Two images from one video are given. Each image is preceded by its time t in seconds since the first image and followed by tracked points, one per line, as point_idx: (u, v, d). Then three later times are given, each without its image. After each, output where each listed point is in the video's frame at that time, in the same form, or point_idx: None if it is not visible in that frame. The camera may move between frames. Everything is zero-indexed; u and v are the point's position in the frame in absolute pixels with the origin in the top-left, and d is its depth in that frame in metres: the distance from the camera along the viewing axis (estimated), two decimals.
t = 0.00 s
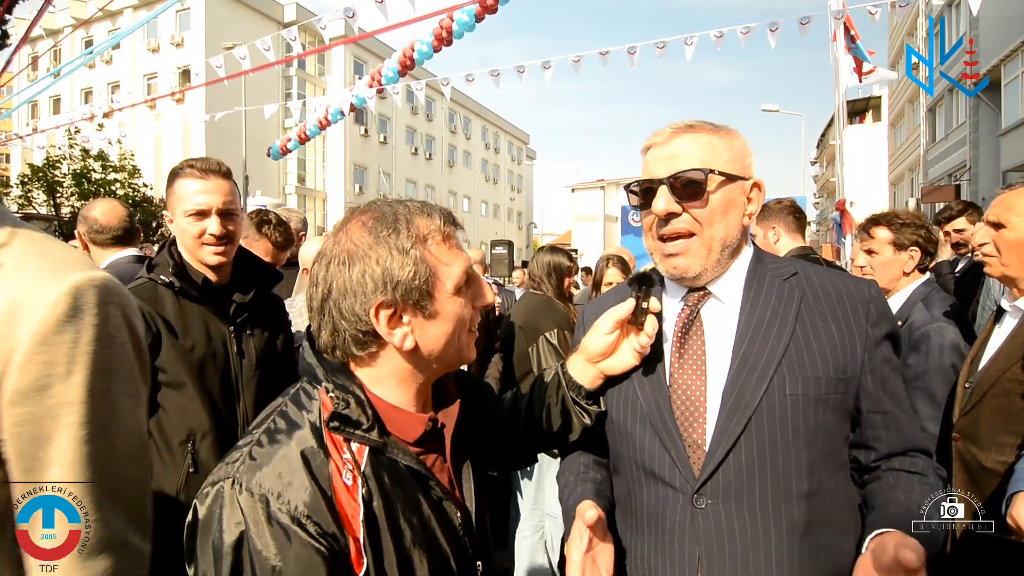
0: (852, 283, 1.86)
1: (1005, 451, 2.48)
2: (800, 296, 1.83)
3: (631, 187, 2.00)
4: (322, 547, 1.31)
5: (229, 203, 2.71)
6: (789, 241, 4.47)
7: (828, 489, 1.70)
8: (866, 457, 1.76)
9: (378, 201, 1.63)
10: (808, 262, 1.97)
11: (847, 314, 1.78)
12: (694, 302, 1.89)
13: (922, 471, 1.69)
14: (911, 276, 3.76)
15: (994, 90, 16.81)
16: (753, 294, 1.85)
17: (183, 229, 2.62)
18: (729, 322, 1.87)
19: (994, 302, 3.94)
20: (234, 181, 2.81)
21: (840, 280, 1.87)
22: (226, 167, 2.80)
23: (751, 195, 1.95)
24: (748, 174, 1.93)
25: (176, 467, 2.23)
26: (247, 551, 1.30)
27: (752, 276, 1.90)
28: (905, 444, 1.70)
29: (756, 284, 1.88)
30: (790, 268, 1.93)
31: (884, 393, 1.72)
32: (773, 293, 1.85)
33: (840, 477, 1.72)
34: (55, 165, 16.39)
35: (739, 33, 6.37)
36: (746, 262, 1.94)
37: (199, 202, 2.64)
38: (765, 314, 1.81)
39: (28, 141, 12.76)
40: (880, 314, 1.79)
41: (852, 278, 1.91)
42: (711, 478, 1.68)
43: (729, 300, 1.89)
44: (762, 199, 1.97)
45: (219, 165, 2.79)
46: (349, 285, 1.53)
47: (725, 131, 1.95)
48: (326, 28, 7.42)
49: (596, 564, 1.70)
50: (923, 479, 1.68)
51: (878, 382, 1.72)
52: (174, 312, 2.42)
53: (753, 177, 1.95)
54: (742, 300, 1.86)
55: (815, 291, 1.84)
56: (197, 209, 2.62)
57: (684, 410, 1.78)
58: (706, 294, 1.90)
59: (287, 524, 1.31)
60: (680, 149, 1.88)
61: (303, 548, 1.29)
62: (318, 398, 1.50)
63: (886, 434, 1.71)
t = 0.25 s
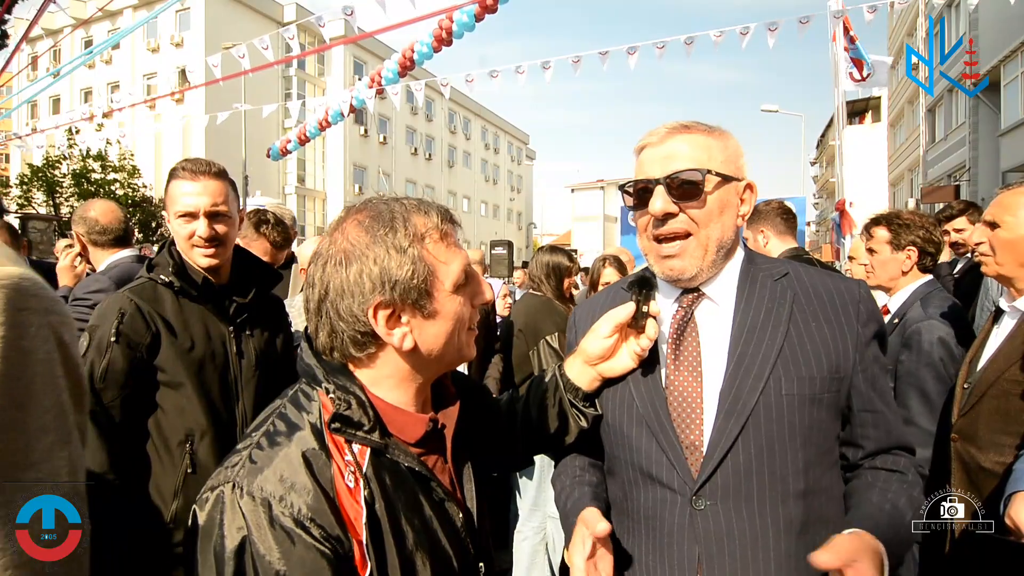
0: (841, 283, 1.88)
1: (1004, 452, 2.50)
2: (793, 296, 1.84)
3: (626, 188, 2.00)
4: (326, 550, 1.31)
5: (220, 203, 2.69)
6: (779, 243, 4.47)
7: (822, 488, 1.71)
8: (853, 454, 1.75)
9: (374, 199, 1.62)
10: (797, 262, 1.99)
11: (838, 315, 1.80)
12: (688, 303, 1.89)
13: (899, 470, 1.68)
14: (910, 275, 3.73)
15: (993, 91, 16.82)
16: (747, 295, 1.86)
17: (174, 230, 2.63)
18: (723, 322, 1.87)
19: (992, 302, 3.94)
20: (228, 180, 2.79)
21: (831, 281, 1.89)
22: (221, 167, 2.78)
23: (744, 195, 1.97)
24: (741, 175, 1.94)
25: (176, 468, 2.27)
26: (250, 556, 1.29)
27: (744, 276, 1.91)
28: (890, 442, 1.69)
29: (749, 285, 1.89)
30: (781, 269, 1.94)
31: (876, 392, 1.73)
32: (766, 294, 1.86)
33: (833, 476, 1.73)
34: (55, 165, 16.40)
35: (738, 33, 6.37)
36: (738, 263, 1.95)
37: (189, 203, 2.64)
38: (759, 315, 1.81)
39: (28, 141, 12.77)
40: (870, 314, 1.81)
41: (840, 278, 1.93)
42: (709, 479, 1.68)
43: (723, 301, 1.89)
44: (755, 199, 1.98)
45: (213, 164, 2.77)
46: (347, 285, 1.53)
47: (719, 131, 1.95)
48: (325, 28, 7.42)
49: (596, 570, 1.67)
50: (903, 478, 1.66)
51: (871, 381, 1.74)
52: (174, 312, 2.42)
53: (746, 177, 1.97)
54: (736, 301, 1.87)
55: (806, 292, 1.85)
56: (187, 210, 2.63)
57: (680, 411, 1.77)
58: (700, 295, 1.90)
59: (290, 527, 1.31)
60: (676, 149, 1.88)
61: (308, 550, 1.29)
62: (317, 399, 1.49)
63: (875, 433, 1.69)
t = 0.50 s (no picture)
0: (831, 281, 1.89)
1: (1002, 452, 2.51)
2: (785, 294, 1.85)
3: (621, 190, 2.00)
4: (321, 556, 1.31)
5: (213, 204, 2.68)
6: (770, 246, 4.47)
7: (817, 483, 1.72)
8: (842, 450, 1.78)
9: (367, 200, 1.62)
10: (789, 261, 2.00)
11: (830, 312, 1.81)
12: (682, 304, 1.90)
13: (879, 463, 1.70)
14: (915, 275, 3.72)
15: (993, 91, 16.83)
16: (740, 295, 1.87)
17: (169, 232, 2.62)
18: (717, 322, 1.88)
19: (990, 302, 3.95)
20: (224, 182, 2.78)
21: (822, 279, 1.90)
22: (217, 170, 2.78)
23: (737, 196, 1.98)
24: (735, 176, 1.95)
25: (173, 469, 2.28)
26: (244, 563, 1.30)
27: (737, 276, 1.92)
28: (880, 437, 1.73)
29: (742, 284, 1.90)
30: (772, 268, 1.95)
31: (868, 388, 1.74)
32: (759, 292, 1.87)
33: (828, 473, 1.75)
34: (55, 165, 16.42)
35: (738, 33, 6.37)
36: (730, 263, 1.96)
37: (183, 205, 2.63)
38: (753, 314, 1.82)
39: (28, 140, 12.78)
40: (861, 311, 1.82)
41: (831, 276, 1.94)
42: (707, 478, 1.69)
43: (717, 300, 1.90)
44: (748, 200, 2.00)
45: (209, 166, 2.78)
46: (341, 287, 1.53)
47: (713, 133, 1.96)
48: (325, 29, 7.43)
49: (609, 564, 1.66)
50: (882, 471, 1.68)
51: (863, 377, 1.75)
52: (172, 313, 2.42)
53: (739, 179, 1.98)
54: (730, 301, 1.87)
55: (798, 290, 1.86)
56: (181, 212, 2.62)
57: (677, 411, 1.78)
58: (694, 296, 1.91)
59: (284, 533, 1.31)
60: (672, 150, 1.88)
61: (301, 556, 1.29)
62: (311, 402, 1.51)
63: (863, 427, 1.73)
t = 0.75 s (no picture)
0: (826, 278, 1.88)
1: (1000, 452, 2.51)
2: (778, 293, 1.86)
3: (616, 192, 2.00)
4: (312, 559, 1.31)
5: (207, 206, 2.64)
6: (763, 248, 4.47)
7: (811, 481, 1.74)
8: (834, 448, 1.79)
9: (362, 201, 1.63)
10: (784, 259, 2.00)
11: (823, 310, 1.81)
12: (678, 304, 1.90)
13: (868, 461, 1.70)
14: (920, 275, 3.72)
15: (994, 91, 16.83)
16: (735, 295, 1.87)
17: (164, 234, 2.61)
18: (712, 322, 1.88)
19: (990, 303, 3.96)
20: (219, 183, 2.75)
21: (816, 277, 1.90)
22: (212, 170, 2.75)
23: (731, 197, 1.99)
24: (730, 177, 1.96)
25: (170, 468, 2.30)
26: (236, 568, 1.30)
27: (731, 276, 1.92)
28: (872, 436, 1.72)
29: (736, 285, 1.90)
30: (767, 268, 1.96)
31: (862, 386, 1.74)
32: (753, 292, 1.87)
33: (822, 470, 1.75)
34: (56, 165, 16.43)
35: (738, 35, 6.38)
36: (724, 263, 1.96)
37: (177, 208, 2.61)
38: (747, 313, 1.83)
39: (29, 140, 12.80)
40: (856, 308, 1.82)
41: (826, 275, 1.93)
42: (703, 476, 1.69)
43: (712, 300, 1.90)
44: (741, 201, 2.01)
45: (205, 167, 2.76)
46: (334, 289, 1.53)
47: (706, 135, 1.97)
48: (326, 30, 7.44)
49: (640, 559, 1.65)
50: (870, 469, 1.69)
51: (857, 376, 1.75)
52: (169, 314, 2.43)
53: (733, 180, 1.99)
54: (724, 301, 1.88)
55: (792, 289, 1.87)
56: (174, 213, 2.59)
57: (673, 410, 1.79)
58: (689, 296, 1.91)
59: (275, 537, 1.32)
60: (667, 152, 1.89)
61: (292, 560, 1.29)
62: (303, 405, 1.50)
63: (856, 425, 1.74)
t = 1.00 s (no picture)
0: (822, 280, 1.89)
1: (1001, 453, 2.52)
2: (775, 294, 1.86)
3: (612, 198, 2.01)
4: (309, 560, 1.32)
5: (206, 208, 2.62)
6: (760, 250, 4.47)
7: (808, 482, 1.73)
8: (831, 449, 1.79)
9: (359, 203, 1.63)
10: (782, 261, 2.00)
11: (819, 312, 1.81)
12: (674, 306, 1.91)
13: (872, 465, 1.71)
14: (920, 276, 3.72)
15: (994, 91, 16.82)
16: (731, 296, 1.87)
17: (165, 237, 2.60)
18: (709, 323, 1.88)
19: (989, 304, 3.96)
20: (217, 184, 2.72)
21: (812, 278, 1.90)
22: (211, 172, 2.73)
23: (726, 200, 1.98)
24: (724, 180, 1.95)
25: (168, 468, 2.30)
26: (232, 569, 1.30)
27: (728, 277, 1.92)
28: (868, 439, 1.73)
29: (733, 286, 1.90)
30: (764, 269, 1.96)
31: (859, 388, 1.74)
32: (750, 293, 1.88)
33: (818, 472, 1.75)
34: (58, 166, 16.44)
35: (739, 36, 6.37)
36: (721, 264, 1.97)
37: (176, 210, 2.58)
38: (744, 314, 1.83)
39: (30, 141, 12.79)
40: (852, 310, 1.82)
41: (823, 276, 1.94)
42: (699, 477, 1.69)
43: (709, 302, 1.90)
44: (737, 203, 2.00)
45: (204, 169, 2.73)
46: (331, 291, 1.54)
47: (700, 139, 1.96)
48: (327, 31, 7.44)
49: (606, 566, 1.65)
50: (873, 471, 1.70)
51: (854, 377, 1.75)
52: (168, 315, 2.43)
53: (728, 183, 1.98)
54: (721, 302, 1.88)
55: (789, 290, 1.87)
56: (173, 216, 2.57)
57: (670, 411, 1.78)
58: (685, 297, 1.92)
59: (272, 538, 1.32)
60: (660, 157, 1.89)
61: (290, 561, 1.30)
62: (301, 407, 1.52)
63: (852, 426, 1.74)
